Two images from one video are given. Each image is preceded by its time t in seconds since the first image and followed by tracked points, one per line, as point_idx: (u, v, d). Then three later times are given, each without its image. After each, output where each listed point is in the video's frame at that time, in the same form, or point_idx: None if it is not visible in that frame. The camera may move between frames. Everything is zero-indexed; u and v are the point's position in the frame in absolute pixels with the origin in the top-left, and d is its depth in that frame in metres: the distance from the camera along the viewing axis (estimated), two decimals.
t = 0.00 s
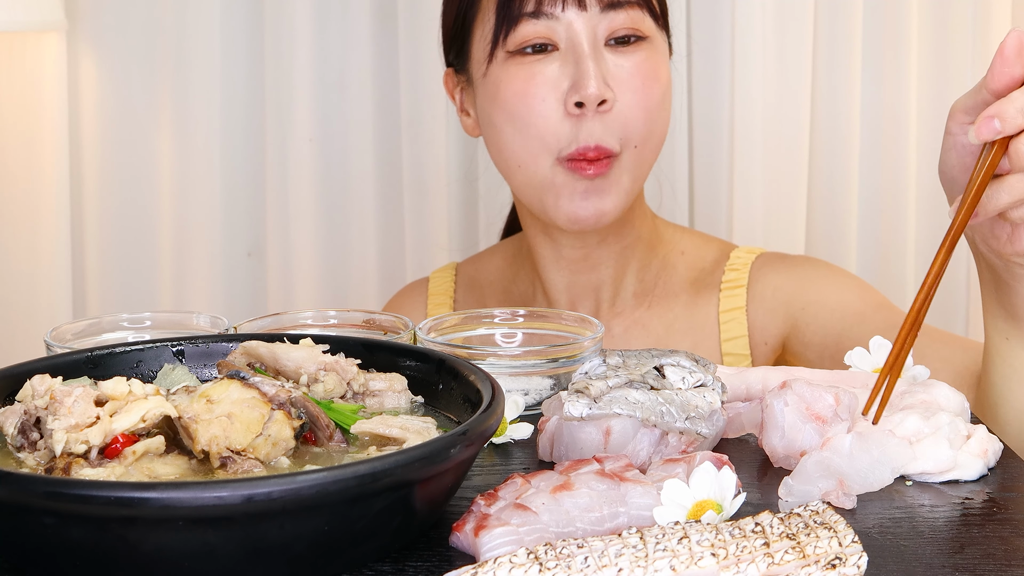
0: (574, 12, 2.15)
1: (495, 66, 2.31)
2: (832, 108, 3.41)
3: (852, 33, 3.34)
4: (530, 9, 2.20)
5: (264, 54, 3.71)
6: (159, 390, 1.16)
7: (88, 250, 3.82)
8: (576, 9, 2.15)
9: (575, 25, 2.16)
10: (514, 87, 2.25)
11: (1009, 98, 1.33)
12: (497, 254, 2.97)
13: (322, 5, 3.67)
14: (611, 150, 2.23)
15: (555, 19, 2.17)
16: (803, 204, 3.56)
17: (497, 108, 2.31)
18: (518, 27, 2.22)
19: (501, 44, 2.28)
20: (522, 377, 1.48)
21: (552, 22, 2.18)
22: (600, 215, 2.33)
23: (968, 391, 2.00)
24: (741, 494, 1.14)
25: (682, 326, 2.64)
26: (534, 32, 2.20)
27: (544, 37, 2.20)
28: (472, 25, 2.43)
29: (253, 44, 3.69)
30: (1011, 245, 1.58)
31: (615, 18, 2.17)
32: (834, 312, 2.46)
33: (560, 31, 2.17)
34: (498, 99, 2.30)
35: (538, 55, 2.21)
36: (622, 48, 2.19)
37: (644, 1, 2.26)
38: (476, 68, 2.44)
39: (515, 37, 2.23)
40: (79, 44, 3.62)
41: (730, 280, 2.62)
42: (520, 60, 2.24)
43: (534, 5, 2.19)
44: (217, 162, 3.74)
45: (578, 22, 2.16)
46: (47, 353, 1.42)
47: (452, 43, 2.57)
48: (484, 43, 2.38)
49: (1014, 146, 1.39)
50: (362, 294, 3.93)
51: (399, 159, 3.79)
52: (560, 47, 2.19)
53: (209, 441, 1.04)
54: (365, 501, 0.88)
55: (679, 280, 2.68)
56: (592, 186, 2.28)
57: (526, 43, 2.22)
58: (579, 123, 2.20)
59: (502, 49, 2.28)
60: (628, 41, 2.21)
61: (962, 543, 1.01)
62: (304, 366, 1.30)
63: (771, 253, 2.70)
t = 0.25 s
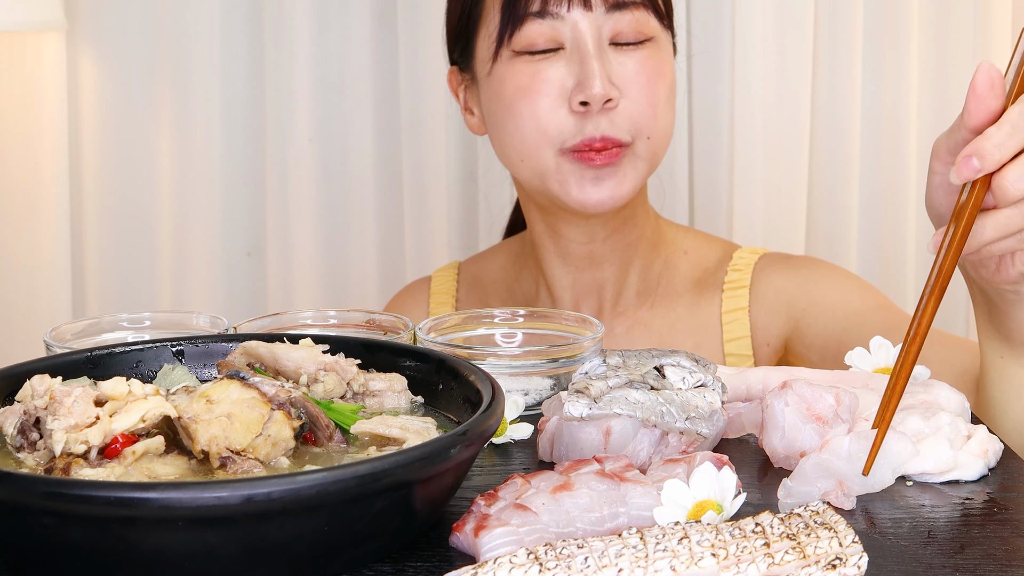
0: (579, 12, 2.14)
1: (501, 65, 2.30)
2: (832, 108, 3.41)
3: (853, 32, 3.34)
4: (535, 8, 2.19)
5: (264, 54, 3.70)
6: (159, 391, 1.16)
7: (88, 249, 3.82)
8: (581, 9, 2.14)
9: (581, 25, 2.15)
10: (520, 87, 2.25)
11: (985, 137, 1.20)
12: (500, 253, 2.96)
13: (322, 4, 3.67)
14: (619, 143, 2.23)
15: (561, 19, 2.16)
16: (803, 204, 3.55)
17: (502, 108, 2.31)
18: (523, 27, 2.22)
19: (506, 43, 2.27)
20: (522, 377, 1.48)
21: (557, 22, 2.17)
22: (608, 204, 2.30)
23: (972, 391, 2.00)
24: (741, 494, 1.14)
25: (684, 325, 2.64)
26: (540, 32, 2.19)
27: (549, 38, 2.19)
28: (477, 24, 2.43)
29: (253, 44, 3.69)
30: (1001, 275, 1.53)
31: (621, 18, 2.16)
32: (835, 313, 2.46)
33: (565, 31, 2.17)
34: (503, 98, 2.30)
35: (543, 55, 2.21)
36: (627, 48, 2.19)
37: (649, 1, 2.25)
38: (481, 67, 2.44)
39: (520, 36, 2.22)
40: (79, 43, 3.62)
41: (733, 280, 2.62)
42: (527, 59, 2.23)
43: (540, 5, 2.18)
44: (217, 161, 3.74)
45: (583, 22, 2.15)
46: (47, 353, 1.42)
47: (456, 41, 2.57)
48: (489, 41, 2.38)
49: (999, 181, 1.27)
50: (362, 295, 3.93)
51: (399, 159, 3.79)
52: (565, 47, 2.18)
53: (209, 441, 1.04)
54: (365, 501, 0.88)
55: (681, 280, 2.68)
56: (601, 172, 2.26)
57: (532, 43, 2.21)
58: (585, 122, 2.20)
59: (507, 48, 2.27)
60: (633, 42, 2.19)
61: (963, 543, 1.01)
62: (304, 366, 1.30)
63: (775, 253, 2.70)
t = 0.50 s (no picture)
0: (581, 11, 2.15)
1: (501, 65, 2.30)
2: (832, 107, 3.40)
3: (853, 31, 3.34)
4: (537, 8, 2.19)
5: (264, 53, 3.70)
6: (158, 391, 1.16)
7: (88, 249, 3.82)
8: (583, 9, 2.15)
9: (583, 25, 2.15)
10: (520, 87, 2.25)
11: (986, 134, 1.31)
12: (501, 252, 2.96)
13: (322, 4, 3.67)
14: (614, 148, 2.23)
15: (562, 18, 2.16)
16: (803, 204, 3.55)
17: (502, 108, 2.31)
18: (525, 26, 2.22)
19: (507, 43, 2.27)
20: (522, 377, 1.48)
21: (560, 22, 2.17)
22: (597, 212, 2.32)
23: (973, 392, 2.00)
24: (741, 495, 1.14)
25: (685, 325, 2.64)
26: (541, 31, 2.20)
27: (551, 36, 2.19)
28: (478, 24, 2.43)
29: (253, 44, 3.68)
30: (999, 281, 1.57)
31: (623, 18, 2.17)
32: (837, 316, 2.46)
33: (567, 30, 2.17)
34: (504, 98, 2.30)
35: (545, 54, 2.21)
36: (629, 48, 2.18)
37: (651, 1, 2.25)
38: (482, 67, 2.44)
39: (522, 36, 2.23)
40: (78, 43, 3.62)
41: (735, 281, 2.62)
42: (527, 58, 2.23)
43: (542, 4, 2.18)
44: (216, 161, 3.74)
45: (585, 21, 2.15)
46: (47, 353, 1.42)
47: (458, 41, 2.57)
48: (490, 41, 2.38)
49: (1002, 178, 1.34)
50: (361, 296, 3.93)
51: (399, 160, 3.79)
52: (567, 46, 2.18)
53: (208, 441, 1.04)
54: (365, 501, 0.88)
55: (682, 280, 2.68)
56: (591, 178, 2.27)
57: (533, 42, 2.22)
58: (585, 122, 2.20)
59: (508, 48, 2.27)
60: (635, 41, 2.20)
61: (964, 543, 1.01)
62: (304, 366, 1.30)
63: (776, 254, 2.69)
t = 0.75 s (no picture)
0: (582, 12, 2.15)
1: (502, 65, 2.30)
2: (832, 107, 3.40)
3: (854, 31, 3.34)
4: (538, 8, 2.19)
5: (264, 53, 3.70)
6: (158, 391, 1.16)
7: (88, 249, 3.82)
8: (584, 9, 2.15)
9: (583, 25, 2.15)
10: (520, 87, 2.25)
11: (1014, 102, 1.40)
12: (502, 252, 2.96)
13: (321, 4, 3.67)
14: (617, 149, 2.22)
15: (563, 18, 2.16)
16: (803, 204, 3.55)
17: (503, 108, 2.31)
18: (526, 27, 2.22)
19: (508, 43, 2.27)
20: (522, 377, 1.48)
21: (560, 22, 2.17)
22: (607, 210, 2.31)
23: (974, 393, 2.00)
24: (741, 495, 1.14)
25: (685, 325, 2.64)
26: (542, 31, 2.20)
27: (551, 36, 2.19)
28: (478, 25, 2.43)
29: (253, 44, 3.68)
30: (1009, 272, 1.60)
31: (623, 18, 2.17)
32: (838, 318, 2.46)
33: (568, 30, 2.17)
34: (505, 99, 2.30)
35: (545, 54, 2.21)
36: (630, 47, 2.18)
37: (652, 1, 2.25)
38: (482, 67, 2.44)
39: (522, 36, 2.23)
40: (78, 43, 3.62)
41: (736, 281, 2.62)
42: (527, 59, 2.24)
43: (543, 5, 2.18)
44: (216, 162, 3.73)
45: (586, 21, 2.15)
46: (47, 353, 1.42)
47: (458, 41, 2.57)
48: (490, 42, 2.38)
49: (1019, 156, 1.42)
50: (361, 296, 3.93)
51: (399, 160, 3.79)
52: (568, 46, 2.18)
53: (208, 441, 1.04)
54: (364, 501, 0.88)
55: (682, 281, 2.68)
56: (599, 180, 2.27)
57: (533, 42, 2.22)
58: (585, 123, 2.20)
59: (509, 48, 2.27)
60: (636, 40, 2.20)
61: (964, 544, 1.01)
62: (304, 366, 1.30)
63: (777, 254, 2.69)
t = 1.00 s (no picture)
0: (581, 12, 2.15)
1: (501, 66, 2.30)
2: (832, 107, 3.40)
3: (854, 32, 3.34)
4: (537, 9, 2.19)
5: (264, 53, 3.70)
6: (158, 391, 1.16)
7: (88, 249, 3.83)
8: (583, 9, 2.15)
9: (582, 26, 2.15)
10: (519, 87, 2.25)
11: None
12: (501, 252, 2.96)
13: (321, 4, 3.66)
14: (620, 144, 2.22)
15: (562, 19, 2.16)
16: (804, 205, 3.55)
17: (503, 108, 2.31)
18: (524, 27, 2.22)
19: (507, 44, 2.27)
20: (522, 377, 1.48)
21: (559, 23, 2.17)
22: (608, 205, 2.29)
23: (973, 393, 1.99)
24: (742, 495, 1.14)
25: (685, 325, 2.64)
26: (541, 31, 2.20)
27: (550, 36, 2.19)
28: (477, 25, 2.43)
29: (253, 44, 3.68)
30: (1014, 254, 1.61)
31: (623, 18, 2.17)
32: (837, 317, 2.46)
33: (567, 31, 2.17)
34: (504, 99, 2.30)
35: (544, 55, 2.21)
36: (629, 48, 2.18)
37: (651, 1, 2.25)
38: (481, 67, 2.44)
39: (521, 36, 2.23)
40: (78, 43, 3.62)
41: (735, 280, 2.62)
42: (526, 60, 2.24)
43: (542, 5, 2.18)
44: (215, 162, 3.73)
45: (585, 22, 2.15)
46: (46, 353, 1.42)
47: (457, 41, 2.57)
48: (490, 42, 2.38)
49: None
50: (361, 296, 3.93)
51: (399, 161, 3.79)
52: (567, 47, 2.18)
53: (208, 441, 1.03)
54: (364, 502, 0.88)
55: (682, 280, 2.68)
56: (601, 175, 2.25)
57: (533, 42, 2.22)
58: (584, 123, 2.20)
59: (508, 49, 2.27)
60: (635, 41, 2.20)
61: (965, 544, 1.01)
62: (304, 367, 1.29)
63: (776, 254, 2.69)
